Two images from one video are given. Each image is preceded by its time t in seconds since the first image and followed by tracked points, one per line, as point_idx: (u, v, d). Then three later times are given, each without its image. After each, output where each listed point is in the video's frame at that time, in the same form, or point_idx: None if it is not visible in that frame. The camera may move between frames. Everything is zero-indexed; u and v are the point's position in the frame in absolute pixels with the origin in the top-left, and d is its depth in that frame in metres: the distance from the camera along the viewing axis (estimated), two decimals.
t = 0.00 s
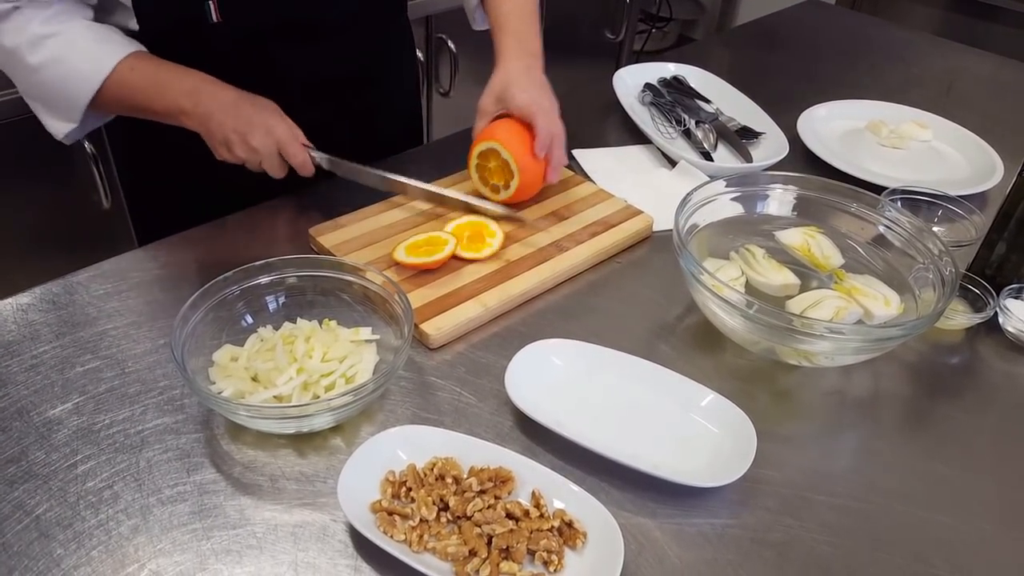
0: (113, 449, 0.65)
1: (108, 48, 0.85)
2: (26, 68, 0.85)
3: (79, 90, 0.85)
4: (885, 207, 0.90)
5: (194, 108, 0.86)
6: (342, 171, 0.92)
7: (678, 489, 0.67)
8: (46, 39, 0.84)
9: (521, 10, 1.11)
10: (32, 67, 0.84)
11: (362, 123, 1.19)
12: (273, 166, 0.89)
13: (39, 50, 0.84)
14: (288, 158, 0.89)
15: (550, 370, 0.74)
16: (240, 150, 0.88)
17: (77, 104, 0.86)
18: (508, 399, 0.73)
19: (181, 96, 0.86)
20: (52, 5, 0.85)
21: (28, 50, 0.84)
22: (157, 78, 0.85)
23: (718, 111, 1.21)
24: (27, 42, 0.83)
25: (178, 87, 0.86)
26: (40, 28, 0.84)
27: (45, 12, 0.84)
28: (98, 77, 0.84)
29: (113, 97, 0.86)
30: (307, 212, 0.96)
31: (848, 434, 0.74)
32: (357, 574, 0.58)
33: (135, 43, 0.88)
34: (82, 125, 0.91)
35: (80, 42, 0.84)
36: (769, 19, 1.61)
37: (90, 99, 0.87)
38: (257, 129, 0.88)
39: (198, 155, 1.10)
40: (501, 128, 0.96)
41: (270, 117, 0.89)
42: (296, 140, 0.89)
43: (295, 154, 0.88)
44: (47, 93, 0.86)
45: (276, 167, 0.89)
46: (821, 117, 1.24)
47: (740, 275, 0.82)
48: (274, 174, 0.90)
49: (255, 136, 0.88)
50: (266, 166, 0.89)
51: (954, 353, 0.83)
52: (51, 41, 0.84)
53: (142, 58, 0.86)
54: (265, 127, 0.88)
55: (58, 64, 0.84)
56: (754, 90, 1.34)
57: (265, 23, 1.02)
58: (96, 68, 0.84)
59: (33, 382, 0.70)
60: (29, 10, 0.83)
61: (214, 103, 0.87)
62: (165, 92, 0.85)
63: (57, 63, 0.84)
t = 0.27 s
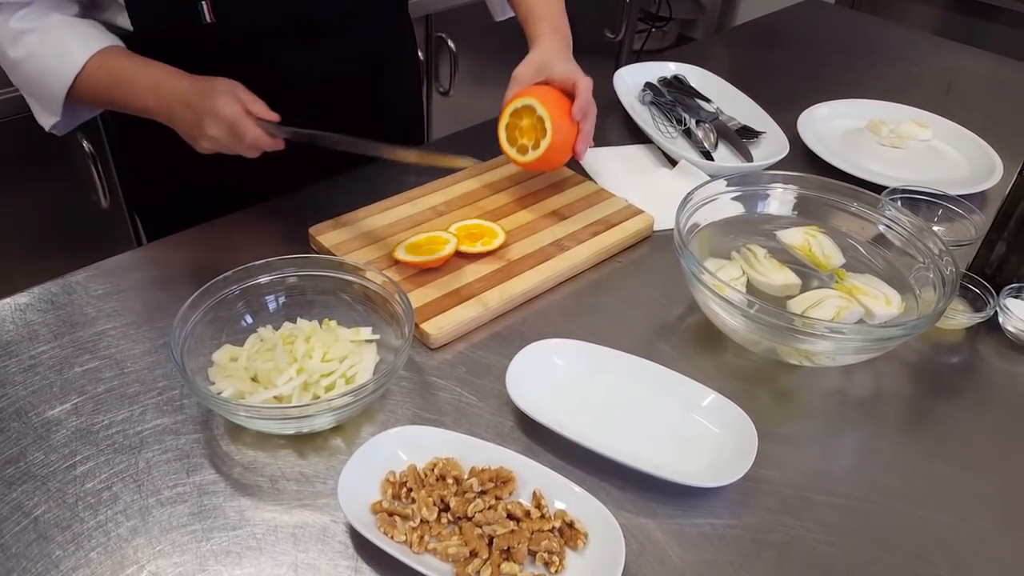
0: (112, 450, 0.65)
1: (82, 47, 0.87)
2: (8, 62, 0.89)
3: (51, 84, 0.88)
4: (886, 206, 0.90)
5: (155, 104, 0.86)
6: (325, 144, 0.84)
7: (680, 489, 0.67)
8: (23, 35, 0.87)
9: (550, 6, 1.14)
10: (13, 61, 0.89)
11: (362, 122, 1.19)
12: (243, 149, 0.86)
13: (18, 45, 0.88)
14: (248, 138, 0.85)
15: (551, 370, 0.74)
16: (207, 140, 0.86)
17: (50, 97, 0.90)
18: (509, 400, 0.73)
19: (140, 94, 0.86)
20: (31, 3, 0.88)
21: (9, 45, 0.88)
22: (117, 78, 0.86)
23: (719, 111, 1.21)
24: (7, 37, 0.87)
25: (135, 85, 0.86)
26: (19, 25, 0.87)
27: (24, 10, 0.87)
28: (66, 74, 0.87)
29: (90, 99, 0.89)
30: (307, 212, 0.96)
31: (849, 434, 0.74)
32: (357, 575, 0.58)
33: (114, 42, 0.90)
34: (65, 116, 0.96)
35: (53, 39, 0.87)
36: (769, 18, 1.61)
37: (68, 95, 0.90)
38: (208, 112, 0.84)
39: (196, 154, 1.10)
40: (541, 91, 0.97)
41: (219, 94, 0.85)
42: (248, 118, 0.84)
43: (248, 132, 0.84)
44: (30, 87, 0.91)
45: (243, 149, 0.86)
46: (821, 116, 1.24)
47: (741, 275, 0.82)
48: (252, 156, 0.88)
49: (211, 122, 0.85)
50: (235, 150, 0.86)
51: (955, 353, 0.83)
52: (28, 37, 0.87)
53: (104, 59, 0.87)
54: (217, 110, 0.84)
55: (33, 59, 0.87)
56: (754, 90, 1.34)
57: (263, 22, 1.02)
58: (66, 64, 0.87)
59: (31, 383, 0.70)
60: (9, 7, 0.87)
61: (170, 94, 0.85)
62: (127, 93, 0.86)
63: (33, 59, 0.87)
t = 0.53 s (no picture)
0: (111, 451, 0.65)
1: (73, 48, 0.87)
2: None
3: (41, 83, 0.88)
4: (885, 207, 0.90)
5: (137, 112, 0.87)
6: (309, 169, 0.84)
7: (679, 491, 0.67)
8: (15, 35, 0.87)
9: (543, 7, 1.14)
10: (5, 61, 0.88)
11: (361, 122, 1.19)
12: (219, 161, 0.86)
13: (9, 45, 0.88)
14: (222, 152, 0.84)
15: (550, 371, 0.74)
16: (184, 151, 0.86)
17: (41, 96, 0.90)
18: (508, 401, 0.73)
19: (124, 101, 0.86)
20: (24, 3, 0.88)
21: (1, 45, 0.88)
22: (102, 85, 0.87)
23: (718, 112, 1.21)
24: None
25: (118, 92, 0.86)
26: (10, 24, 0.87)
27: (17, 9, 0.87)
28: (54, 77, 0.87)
29: (78, 101, 0.90)
30: (306, 213, 0.96)
31: (848, 435, 0.74)
32: None
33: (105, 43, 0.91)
34: (58, 114, 0.96)
35: (44, 39, 0.87)
36: (768, 19, 1.61)
37: (58, 94, 0.90)
38: (185, 123, 0.84)
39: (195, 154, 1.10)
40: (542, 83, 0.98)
41: (196, 105, 0.84)
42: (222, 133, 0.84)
43: (221, 146, 0.83)
44: (22, 87, 0.91)
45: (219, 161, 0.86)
46: (821, 117, 1.24)
47: (740, 276, 0.82)
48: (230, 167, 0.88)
49: (188, 134, 0.84)
50: (213, 161, 0.86)
51: (954, 354, 0.83)
52: (20, 37, 0.87)
53: (90, 63, 0.87)
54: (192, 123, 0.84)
55: (24, 58, 0.87)
56: (753, 90, 1.34)
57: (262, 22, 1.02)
58: (56, 63, 0.87)
59: (30, 383, 0.70)
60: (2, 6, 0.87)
61: (150, 103, 0.86)
62: (111, 100, 0.87)
63: (24, 59, 0.87)
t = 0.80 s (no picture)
0: (111, 451, 0.65)
1: (76, 48, 0.88)
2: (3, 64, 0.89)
3: (44, 84, 0.88)
4: (885, 208, 0.90)
5: (140, 111, 0.87)
6: (311, 161, 0.82)
7: (679, 492, 0.67)
8: (17, 36, 0.87)
9: None
10: (7, 63, 0.89)
11: (361, 123, 1.19)
12: (224, 158, 0.86)
13: (11, 46, 0.88)
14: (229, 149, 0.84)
15: (550, 372, 0.74)
16: (189, 149, 0.86)
17: (44, 97, 0.90)
18: (508, 402, 0.73)
19: (127, 101, 0.86)
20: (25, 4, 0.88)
21: (3, 46, 0.88)
22: (104, 86, 0.87)
23: (718, 113, 1.21)
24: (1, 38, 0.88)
25: (121, 92, 0.86)
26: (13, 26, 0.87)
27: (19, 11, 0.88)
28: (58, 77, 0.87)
29: (81, 102, 0.90)
30: (306, 213, 0.96)
31: (848, 436, 0.74)
32: None
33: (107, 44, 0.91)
34: (62, 116, 0.96)
35: (46, 40, 0.87)
36: (769, 20, 1.61)
37: (62, 94, 0.91)
38: (189, 120, 0.84)
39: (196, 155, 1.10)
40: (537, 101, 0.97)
41: (200, 102, 0.84)
42: (228, 129, 0.84)
43: (227, 141, 0.83)
44: (25, 89, 0.91)
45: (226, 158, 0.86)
46: (821, 118, 1.24)
47: (740, 277, 0.82)
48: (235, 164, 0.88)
49: (193, 131, 0.84)
50: (219, 158, 0.86)
51: (954, 355, 0.83)
52: (21, 38, 0.87)
53: (91, 63, 0.87)
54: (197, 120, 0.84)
55: (26, 60, 0.88)
56: (754, 91, 1.34)
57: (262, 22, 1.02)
58: (58, 64, 0.87)
59: (31, 384, 0.70)
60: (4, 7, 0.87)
61: (153, 102, 0.86)
62: (114, 100, 0.87)
63: (26, 60, 0.88)
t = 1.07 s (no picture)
0: (112, 450, 0.65)
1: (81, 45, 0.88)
2: (8, 61, 0.90)
3: (50, 81, 0.88)
4: (885, 209, 0.90)
5: (145, 106, 0.87)
6: (320, 151, 0.83)
7: (679, 491, 0.67)
8: (22, 34, 0.88)
9: None
10: (12, 60, 0.89)
11: (362, 123, 1.19)
12: (229, 151, 0.87)
13: (16, 43, 0.88)
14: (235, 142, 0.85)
15: (551, 372, 0.74)
16: (194, 143, 0.87)
17: (49, 94, 0.90)
18: (508, 401, 0.73)
19: (132, 96, 0.87)
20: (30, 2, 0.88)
21: (7, 44, 0.88)
22: (108, 80, 0.87)
23: (718, 113, 1.21)
24: (6, 36, 0.88)
25: (126, 87, 0.87)
26: (18, 24, 0.87)
27: (24, 9, 0.88)
28: (63, 73, 0.88)
29: (86, 98, 0.90)
30: (307, 213, 0.96)
31: (848, 436, 0.74)
32: None
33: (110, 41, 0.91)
34: (68, 113, 0.96)
35: (50, 37, 0.87)
36: (770, 20, 1.61)
37: (66, 91, 0.91)
38: (194, 113, 0.84)
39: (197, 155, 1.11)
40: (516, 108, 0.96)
41: (205, 96, 0.85)
42: (234, 122, 0.84)
43: (233, 134, 0.84)
44: (30, 86, 0.91)
45: (232, 151, 0.86)
46: (821, 118, 1.24)
47: (740, 277, 0.82)
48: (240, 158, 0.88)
49: (198, 125, 0.85)
50: (224, 152, 0.87)
51: (954, 355, 0.83)
52: (27, 36, 0.88)
53: (96, 59, 0.88)
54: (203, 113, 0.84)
55: (32, 57, 0.88)
56: (754, 92, 1.34)
57: (263, 21, 1.02)
58: (64, 61, 0.87)
59: (32, 383, 0.70)
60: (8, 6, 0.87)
61: (159, 96, 0.86)
62: (119, 95, 0.87)
63: (31, 58, 0.88)
